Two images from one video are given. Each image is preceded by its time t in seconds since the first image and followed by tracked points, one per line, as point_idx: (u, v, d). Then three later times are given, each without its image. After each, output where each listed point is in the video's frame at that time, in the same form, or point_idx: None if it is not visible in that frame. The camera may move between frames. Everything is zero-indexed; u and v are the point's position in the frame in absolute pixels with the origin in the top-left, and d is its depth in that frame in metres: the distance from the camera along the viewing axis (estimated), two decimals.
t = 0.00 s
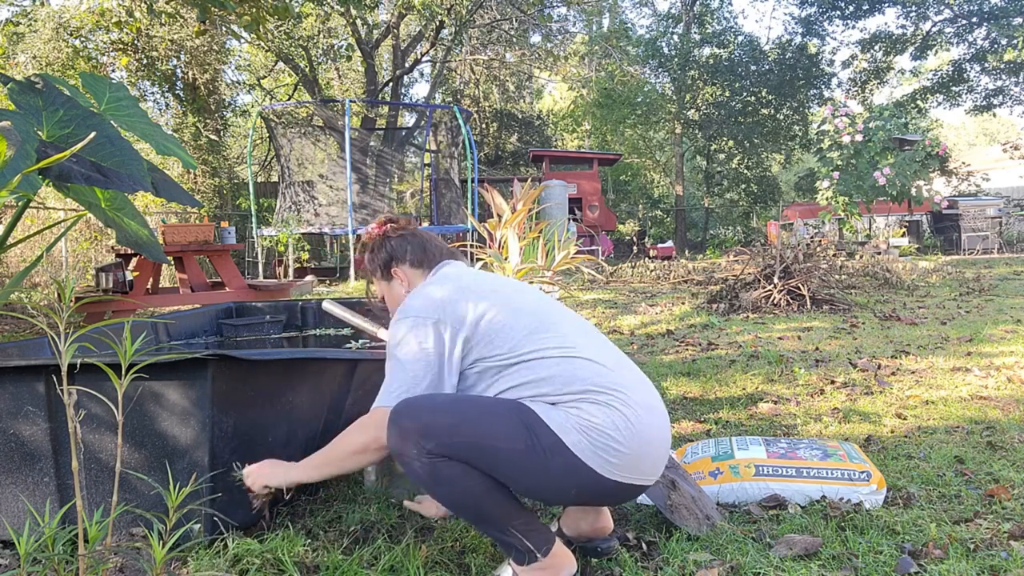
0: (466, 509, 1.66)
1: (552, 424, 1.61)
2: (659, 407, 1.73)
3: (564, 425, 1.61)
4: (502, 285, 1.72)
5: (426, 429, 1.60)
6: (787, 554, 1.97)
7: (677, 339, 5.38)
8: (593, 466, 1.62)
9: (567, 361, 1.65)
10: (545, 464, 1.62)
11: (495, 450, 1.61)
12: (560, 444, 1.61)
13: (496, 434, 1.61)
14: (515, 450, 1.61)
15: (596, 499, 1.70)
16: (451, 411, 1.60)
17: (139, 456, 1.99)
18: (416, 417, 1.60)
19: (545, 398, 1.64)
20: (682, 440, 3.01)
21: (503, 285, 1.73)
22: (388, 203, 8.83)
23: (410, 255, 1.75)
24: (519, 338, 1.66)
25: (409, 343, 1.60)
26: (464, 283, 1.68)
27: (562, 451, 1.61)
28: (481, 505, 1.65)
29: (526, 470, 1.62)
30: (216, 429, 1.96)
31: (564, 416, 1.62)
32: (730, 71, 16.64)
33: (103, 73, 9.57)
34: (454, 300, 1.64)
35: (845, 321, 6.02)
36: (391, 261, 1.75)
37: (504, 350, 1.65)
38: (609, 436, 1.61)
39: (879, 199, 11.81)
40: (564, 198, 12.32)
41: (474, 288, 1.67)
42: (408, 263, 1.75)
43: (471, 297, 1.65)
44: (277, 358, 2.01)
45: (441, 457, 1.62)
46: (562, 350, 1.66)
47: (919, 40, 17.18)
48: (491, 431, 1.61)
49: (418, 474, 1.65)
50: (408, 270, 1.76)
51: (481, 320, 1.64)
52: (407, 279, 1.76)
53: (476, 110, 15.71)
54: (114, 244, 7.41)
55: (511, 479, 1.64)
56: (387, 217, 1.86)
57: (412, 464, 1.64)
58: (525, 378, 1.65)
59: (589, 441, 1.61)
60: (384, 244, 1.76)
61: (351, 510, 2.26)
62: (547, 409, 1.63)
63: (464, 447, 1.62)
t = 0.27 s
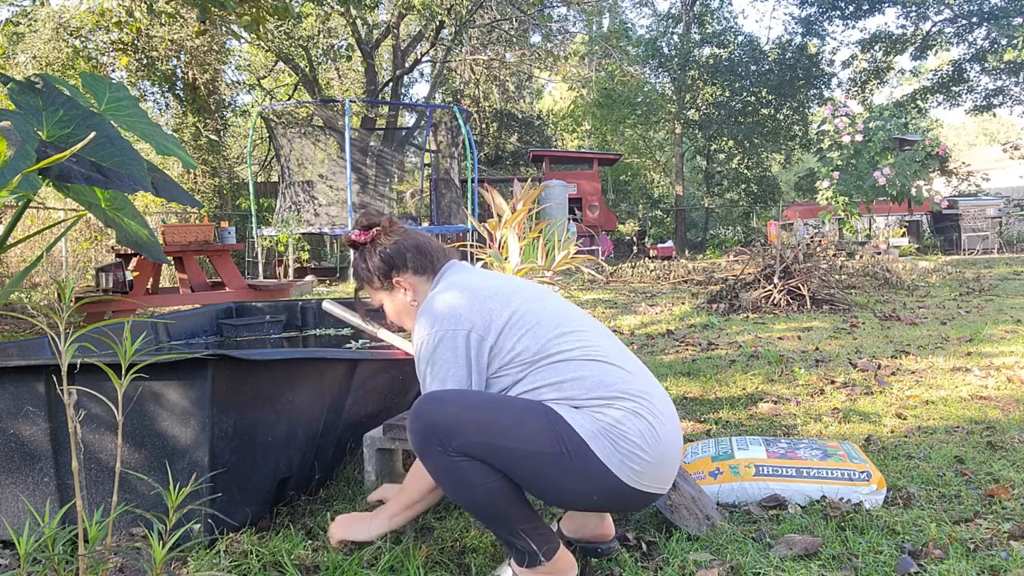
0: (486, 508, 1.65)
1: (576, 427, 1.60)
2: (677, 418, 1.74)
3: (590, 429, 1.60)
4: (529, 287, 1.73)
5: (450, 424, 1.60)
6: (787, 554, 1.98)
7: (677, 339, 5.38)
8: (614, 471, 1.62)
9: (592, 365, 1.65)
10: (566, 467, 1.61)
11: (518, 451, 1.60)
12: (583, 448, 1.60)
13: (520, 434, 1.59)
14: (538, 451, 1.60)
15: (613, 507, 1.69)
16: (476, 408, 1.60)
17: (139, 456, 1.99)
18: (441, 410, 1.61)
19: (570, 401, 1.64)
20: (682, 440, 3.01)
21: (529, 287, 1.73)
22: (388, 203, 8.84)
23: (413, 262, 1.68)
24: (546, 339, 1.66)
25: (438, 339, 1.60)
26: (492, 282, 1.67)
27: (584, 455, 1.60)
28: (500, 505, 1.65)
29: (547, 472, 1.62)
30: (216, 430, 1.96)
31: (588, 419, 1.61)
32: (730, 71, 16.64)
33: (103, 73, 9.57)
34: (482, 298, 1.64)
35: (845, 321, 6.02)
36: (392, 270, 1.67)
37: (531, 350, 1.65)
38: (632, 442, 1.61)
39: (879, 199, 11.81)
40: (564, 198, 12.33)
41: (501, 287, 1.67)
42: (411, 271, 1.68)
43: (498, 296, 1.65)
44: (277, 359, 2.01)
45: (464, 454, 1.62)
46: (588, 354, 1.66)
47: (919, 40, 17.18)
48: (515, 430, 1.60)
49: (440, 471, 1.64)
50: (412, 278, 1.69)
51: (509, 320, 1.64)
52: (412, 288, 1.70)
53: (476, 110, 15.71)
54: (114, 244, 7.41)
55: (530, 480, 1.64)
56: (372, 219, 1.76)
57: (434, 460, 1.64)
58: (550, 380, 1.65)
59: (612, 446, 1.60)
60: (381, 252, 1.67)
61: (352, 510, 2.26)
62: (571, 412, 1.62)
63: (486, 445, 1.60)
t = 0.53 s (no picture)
0: (477, 509, 1.65)
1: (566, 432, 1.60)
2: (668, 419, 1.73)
3: (580, 433, 1.60)
4: (524, 282, 1.71)
5: (441, 426, 1.61)
6: (787, 554, 1.97)
7: (677, 339, 5.38)
8: (602, 475, 1.62)
9: (583, 368, 1.64)
10: (555, 470, 1.61)
11: (508, 453, 1.61)
12: (571, 453, 1.60)
13: (510, 438, 1.59)
14: (527, 454, 1.60)
15: (603, 507, 1.70)
16: (466, 410, 1.60)
17: (139, 455, 1.99)
18: (433, 411, 1.61)
19: (562, 404, 1.63)
20: (681, 440, 3.01)
21: (525, 283, 1.71)
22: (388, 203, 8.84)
23: (405, 248, 1.68)
24: (539, 341, 1.64)
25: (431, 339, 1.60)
26: (487, 279, 1.65)
27: (573, 459, 1.60)
28: (492, 506, 1.65)
29: (537, 475, 1.62)
30: (216, 429, 1.96)
31: (579, 423, 1.61)
32: (730, 71, 16.64)
33: (103, 73, 9.57)
34: (476, 298, 1.61)
35: (845, 321, 6.02)
36: (386, 257, 1.67)
37: (523, 352, 1.63)
38: (621, 448, 1.61)
39: (879, 199, 11.80)
40: (564, 198, 12.33)
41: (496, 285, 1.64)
42: (404, 257, 1.68)
43: (493, 295, 1.63)
44: (277, 359, 2.01)
45: (455, 455, 1.62)
46: (580, 357, 1.65)
47: (919, 40, 17.18)
48: (506, 433, 1.60)
49: (431, 472, 1.65)
50: (405, 264, 1.69)
51: (502, 322, 1.62)
52: (405, 275, 1.70)
53: (476, 110, 15.72)
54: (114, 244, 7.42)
55: (520, 482, 1.64)
56: (357, 201, 1.75)
57: (424, 461, 1.64)
58: (541, 382, 1.64)
59: (601, 451, 1.60)
60: (371, 237, 1.66)
61: (352, 510, 2.26)
62: (562, 415, 1.62)
63: (478, 447, 1.61)
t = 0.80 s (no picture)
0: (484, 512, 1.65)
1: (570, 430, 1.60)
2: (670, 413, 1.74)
3: (585, 430, 1.60)
4: (520, 285, 1.71)
5: (445, 429, 1.60)
6: (787, 554, 1.97)
7: (677, 339, 5.39)
8: (608, 472, 1.62)
9: (586, 366, 1.64)
10: (561, 469, 1.61)
11: (513, 455, 1.61)
12: (577, 451, 1.60)
13: (516, 437, 1.60)
14: (534, 454, 1.60)
15: (610, 504, 1.69)
16: (471, 412, 1.60)
17: (138, 456, 1.99)
18: (437, 415, 1.61)
19: (564, 402, 1.63)
20: (681, 440, 3.01)
21: (521, 284, 1.72)
22: (388, 203, 8.84)
23: (385, 262, 1.65)
24: (540, 339, 1.64)
25: (431, 343, 1.59)
26: (483, 280, 1.65)
27: (580, 457, 1.61)
28: (498, 508, 1.65)
29: (543, 475, 1.62)
30: (217, 430, 1.96)
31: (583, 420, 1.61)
32: (730, 71, 16.64)
33: (103, 73, 9.58)
34: (474, 299, 1.61)
35: (845, 321, 6.02)
36: (367, 274, 1.65)
37: (524, 352, 1.63)
38: (628, 443, 1.61)
39: (879, 199, 11.80)
40: (564, 198, 12.33)
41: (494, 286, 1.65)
42: (384, 272, 1.65)
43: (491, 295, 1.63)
44: (278, 359, 2.01)
45: (460, 458, 1.62)
46: (582, 355, 1.65)
47: (919, 40, 17.18)
48: (511, 434, 1.60)
49: (437, 475, 1.64)
50: (387, 278, 1.66)
51: (502, 323, 1.62)
52: (389, 288, 1.68)
53: (476, 110, 15.72)
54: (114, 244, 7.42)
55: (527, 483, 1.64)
56: (340, 213, 1.72)
57: (430, 465, 1.64)
58: (544, 382, 1.63)
59: (607, 447, 1.61)
60: (350, 255, 1.63)
61: (352, 510, 2.26)
62: (566, 413, 1.62)
63: (483, 449, 1.61)
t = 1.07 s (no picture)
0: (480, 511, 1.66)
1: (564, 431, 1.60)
2: (668, 414, 1.72)
3: (579, 430, 1.60)
4: (515, 286, 1.71)
5: (439, 429, 1.61)
6: (787, 554, 1.97)
7: (677, 339, 5.38)
8: (603, 473, 1.61)
9: (580, 367, 1.63)
10: (555, 469, 1.61)
11: (506, 455, 1.61)
12: (571, 451, 1.60)
13: (509, 437, 1.60)
14: (528, 454, 1.60)
15: (606, 505, 1.69)
16: (464, 412, 1.60)
17: (138, 456, 1.99)
18: (431, 415, 1.62)
19: (558, 402, 1.63)
20: (681, 440, 3.01)
21: (517, 285, 1.72)
22: (388, 203, 8.84)
23: (388, 271, 1.65)
24: (534, 340, 1.64)
25: (424, 343, 1.60)
26: (477, 281, 1.66)
27: (574, 457, 1.60)
28: (493, 508, 1.65)
29: (537, 475, 1.62)
30: (217, 430, 1.96)
31: (577, 421, 1.61)
32: (730, 71, 16.64)
33: (103, 73, 9.58)
34: (468, 300, 1.62)
35: (845, 321, 6.02)
36: (370, 283, 1.65)
37: (518, 353, 1.63)
38: (623, 443, 1.60)
39: (879, 199, 11.80)
40: (564, 198, 12.33)
41: (487, 288, 1.66)
42: (387, 281, 1.66)
43: (485, 296, 1.64)
44: (278, 359, 2.01)
45: (454, 458, 1.62)
46: (577, 355, 1.64)
47: (919, 40, 17.19)
48: (505, 433, 1.60)
49: (432, 475, 1.65)
50: (389, 287, 1.67)
51: (495, 323, 1.62)
52: (391, 297, 1.68)
53: (476, 110, 15.73)
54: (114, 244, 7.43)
55: (522, 483, 1.64)
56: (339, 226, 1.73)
57: (424, 465, 1.65)
58: (538, 382, 1.63)
59: (601, 447, 1.60)
60: (353, 265, 1.64)
61: (352, 510, 2.27)
62: (561, 413, 1.62)
63: (477, 448, 1.61)
